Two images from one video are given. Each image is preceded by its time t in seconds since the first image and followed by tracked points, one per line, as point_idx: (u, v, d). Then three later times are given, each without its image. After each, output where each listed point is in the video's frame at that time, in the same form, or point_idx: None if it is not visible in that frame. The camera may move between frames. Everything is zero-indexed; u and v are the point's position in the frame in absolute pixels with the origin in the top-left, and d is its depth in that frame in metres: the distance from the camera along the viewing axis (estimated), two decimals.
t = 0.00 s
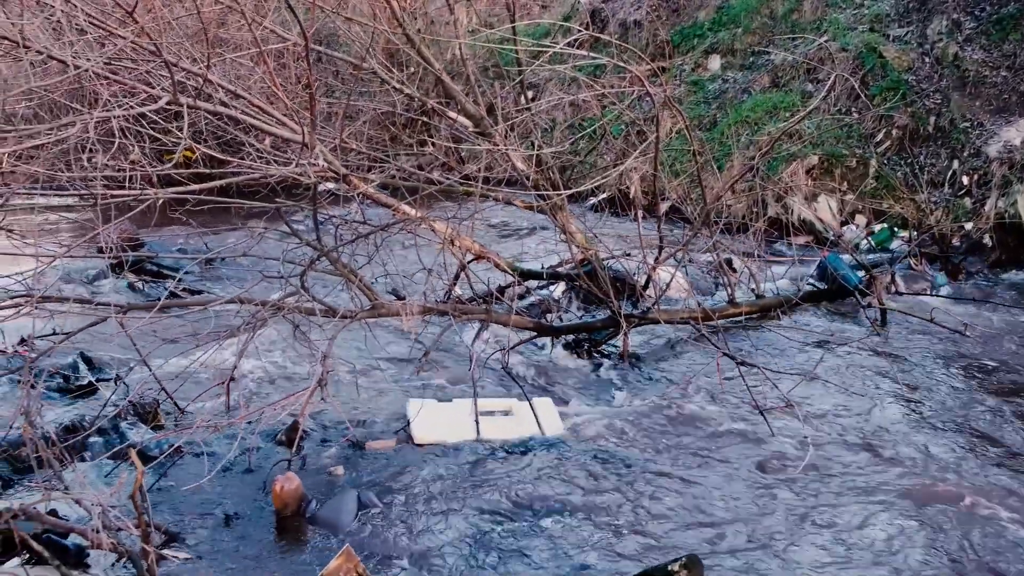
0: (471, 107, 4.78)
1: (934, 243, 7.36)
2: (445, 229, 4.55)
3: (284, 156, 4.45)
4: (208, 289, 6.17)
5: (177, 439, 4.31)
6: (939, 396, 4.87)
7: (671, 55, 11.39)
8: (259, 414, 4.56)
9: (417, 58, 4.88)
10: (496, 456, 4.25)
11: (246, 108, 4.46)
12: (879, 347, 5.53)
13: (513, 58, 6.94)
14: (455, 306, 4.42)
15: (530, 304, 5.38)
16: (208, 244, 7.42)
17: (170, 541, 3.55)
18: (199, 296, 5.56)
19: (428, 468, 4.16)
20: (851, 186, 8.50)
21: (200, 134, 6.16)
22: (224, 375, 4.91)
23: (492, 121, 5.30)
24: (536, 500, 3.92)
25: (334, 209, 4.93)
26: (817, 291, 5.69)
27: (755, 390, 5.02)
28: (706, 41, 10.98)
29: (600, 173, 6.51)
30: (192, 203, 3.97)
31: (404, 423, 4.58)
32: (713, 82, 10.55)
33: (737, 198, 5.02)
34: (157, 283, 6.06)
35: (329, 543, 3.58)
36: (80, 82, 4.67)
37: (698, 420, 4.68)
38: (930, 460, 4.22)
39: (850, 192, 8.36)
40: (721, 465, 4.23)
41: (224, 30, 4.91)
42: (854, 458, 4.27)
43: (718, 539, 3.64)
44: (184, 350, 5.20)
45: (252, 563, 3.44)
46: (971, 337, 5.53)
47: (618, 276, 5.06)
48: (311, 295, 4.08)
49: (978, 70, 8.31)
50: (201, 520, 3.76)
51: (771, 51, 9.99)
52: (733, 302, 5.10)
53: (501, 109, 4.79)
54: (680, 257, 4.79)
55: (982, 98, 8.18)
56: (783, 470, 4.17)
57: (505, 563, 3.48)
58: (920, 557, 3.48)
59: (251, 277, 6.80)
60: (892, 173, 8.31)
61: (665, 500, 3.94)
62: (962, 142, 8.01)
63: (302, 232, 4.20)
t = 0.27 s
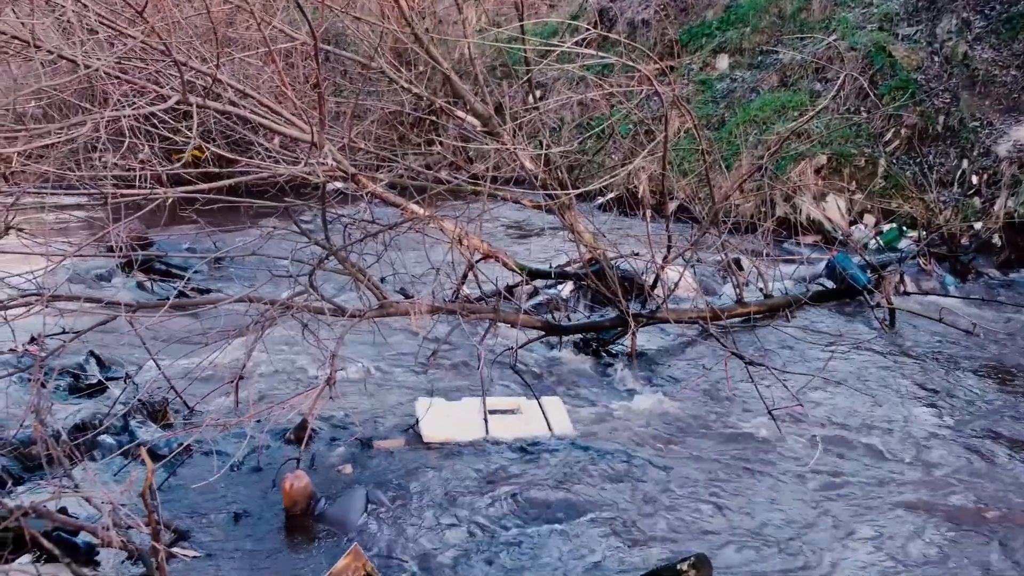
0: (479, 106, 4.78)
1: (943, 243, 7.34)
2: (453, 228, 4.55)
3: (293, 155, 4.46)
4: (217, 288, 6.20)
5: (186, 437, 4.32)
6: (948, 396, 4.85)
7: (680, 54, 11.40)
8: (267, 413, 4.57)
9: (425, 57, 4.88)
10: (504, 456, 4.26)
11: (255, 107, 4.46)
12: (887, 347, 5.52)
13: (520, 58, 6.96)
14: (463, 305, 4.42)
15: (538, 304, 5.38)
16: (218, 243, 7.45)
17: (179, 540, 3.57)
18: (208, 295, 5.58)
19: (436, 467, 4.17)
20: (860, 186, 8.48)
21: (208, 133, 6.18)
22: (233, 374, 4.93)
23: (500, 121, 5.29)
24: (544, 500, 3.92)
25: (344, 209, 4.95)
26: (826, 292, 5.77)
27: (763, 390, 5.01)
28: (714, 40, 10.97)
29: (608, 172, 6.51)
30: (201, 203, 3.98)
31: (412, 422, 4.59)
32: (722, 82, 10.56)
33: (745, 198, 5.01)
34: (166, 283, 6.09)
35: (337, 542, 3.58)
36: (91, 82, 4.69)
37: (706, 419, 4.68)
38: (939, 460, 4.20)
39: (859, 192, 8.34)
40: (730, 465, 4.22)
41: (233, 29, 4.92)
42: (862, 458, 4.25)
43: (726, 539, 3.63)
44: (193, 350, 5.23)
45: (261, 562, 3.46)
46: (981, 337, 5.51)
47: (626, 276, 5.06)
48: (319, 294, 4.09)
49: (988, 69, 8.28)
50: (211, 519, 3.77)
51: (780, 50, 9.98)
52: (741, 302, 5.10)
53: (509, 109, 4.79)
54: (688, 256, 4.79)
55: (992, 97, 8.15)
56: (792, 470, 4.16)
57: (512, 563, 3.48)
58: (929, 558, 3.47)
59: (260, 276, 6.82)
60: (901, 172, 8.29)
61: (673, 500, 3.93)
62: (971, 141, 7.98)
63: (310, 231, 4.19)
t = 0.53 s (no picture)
0: (485, 105, 4.78)
1: (949, 242, 7.34)
2: (459, 227, 4.55)
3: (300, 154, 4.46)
4: (223, 287, 6.21)
5: (192, 436, 4.33)
6: (954, 396, 4.85)
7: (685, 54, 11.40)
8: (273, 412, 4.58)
9: (431, 56, 4.88)
10: (510, 454, 4.26)
11: (261, 107, 4.46)
12: (893, 346, 5.52)
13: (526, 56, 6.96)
14: (470, 304, 4.43)
15: (543, 303, 5.38)
16: (223, 242, 7.46)
17: (186, 538, 3.57)
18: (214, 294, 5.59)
19: (442, 466, 4.17)
20: (866, 185, 8.47)
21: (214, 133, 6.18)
22: (239, 373, 4.94)
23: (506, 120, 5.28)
24: (551, 498, 3.93)
25: (350, 207, 4.95)
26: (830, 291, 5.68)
27: (769, 389, 5.02)
28: (720, 39, 10.97)
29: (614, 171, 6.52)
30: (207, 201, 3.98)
31: (419, 421, 4.60)
32: (727, 81, 10.56)
33: (751, 197, 5.01)
34: (172, 282, 6.10)
35: (344, 540, 3.59)
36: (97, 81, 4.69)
37: (712, 418, 4.68)
38: (945, 460, 4.20)
39: (864, 191, 8.34)
40: (736, 464, 4.23)
41: (239, 28, 4.92)
42: (868, 457, 4.26)
43: (732, 538, 3.64)
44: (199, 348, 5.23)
45: (267, 560, 3.46)
46: (988, 336, 5.51)
47: (632, 275, 5.06)
48: (325, 293, 4.09)
49: (995, 68, 8.28)
50: (217, 517, 3.78)
51: (785, 49, 9.98)
52: (747, 301, 5.10)
53: (515, 108, 4.79)
54: (694, 256, 4.78)
55: (998, 96, 8.14)
56: (798, 470, 4.16)
57: (518, 561, 3.48)
58: (935, 557, 3.47)
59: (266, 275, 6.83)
60: (907, 172, 8.28)
61: (679, 498, 3.94)
62: (978, 140, 7.97)
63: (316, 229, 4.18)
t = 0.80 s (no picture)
0: (489, 104, 4.78)
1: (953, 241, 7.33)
2: (463, 226, 4.56)
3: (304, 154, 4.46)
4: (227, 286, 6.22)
5: (197, 434, 4.34)
6: (958, 395, 4.85)
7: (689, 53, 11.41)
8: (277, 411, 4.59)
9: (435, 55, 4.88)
10: (514, 453, 4.27)
11: (265, 106, 4.46)
12: (897, 346, 5.51)
13: (530, 56, 6.96)
14: (473, 304, 4.43)
15: (547, 302, 5.39)
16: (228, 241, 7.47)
17: (190, 536, 3.58)
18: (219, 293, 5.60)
19: (446, 464, 4.18)
20: (870, 184, 8.47)
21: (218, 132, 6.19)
22: (243, 372, 4.95)
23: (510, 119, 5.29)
24: (554, 498, 3.93)
25: (355, 206, 4.96)
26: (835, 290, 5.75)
27: (773, 389, 5.01)
28: (724, 39, 10.98)
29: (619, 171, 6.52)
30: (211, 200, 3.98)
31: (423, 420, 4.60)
32: (731, 80, 10.57)
33: (755, 196, 5.01)
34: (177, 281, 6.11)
35: (347, 539, 3.59)
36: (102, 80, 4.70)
37: (716, 417, 4.68)
38: (949, 459, 4.20)
39: (868, 191, 8.33)
40: (739, 463, 4.23)
41: (244, 28, 4.93)
42: (871, 457, 4.25)
43: (736, 537, 3.63)
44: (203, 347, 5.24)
45: (271, 559, 3.47)
46: (992, 336, 5.50)
47: (636, 275, 5.06)
48: (329, 292, 4.09)
49: (999, 68, 8.28)
50: (221, 515, 3.78)
51: (789, 49, 9.99)
52: (751, 300, 5.10)
53: (519, 107, 4.79)
54: (698, 255, 4.78)
55: (1003, 96, 8.13)
56: (801, 469, 4.16)
57: (522, 560, 3.48)
58: (939, 557, 3.47)
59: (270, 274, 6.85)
60: (911, 171, 8.27)
61: (682, 498, 3.94)
62: (982, 140, 7.97)
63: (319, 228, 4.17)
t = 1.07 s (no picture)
0: (491, 104, 4.78)
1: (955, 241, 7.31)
2: (465, 226, 4.56)
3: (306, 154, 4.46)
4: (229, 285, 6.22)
5: (198, 433, 4.34)
6: (960, 395, 4.84)
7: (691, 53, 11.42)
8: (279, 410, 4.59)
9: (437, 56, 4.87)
10: (516, 453, 4.26)
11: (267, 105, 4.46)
12: (898, 346, 5.51)
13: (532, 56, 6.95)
14: (475, 303, 4.44)
15: (548, 302, 5.39)
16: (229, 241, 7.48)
17: (192, 535, 3.58)
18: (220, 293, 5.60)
19: (448, 464, 4.18)
20: (872, 185, 8.46)
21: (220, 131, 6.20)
22: (245, 371, 4.95)
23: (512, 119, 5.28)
24: (555, 497, 3.92)
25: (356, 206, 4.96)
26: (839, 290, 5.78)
27: (775, 389, 5.01)
28: (726, 39, 10.99)
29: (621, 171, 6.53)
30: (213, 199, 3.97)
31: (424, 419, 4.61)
32: (733, 80, 10.57)
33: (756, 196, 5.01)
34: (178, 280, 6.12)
35: (349, 538, 3.60)
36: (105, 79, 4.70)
37: (717, 417, 4.68)
38: (951, 460, 4.20)
39: (870, 191, 8.33)
40: (741, 463, 4.23)
41: (246, 27, 4.93)
42: (873, 457, 4.25)
43: (737, 536, 3.63)
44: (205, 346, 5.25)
45: (272, 558, 3.47)
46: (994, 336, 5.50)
47: (637, 274, 5.06)
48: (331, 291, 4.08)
49: (1001, 68, 8.28)
50: (223, 514, 3.78)
51: (791, 49, 10.00)
52: (753, 300, 5.11)
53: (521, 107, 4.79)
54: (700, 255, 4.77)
55: (1005, 96, 8.14)
56: (803, 469, 4.16)
57: (523, 560, 3.48)
58: (941, 558, 3.46)
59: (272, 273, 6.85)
60: (913, 172, 8.26)
61: (684, 497, 3.94)
62: (984, 140, 7.97)
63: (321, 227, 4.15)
